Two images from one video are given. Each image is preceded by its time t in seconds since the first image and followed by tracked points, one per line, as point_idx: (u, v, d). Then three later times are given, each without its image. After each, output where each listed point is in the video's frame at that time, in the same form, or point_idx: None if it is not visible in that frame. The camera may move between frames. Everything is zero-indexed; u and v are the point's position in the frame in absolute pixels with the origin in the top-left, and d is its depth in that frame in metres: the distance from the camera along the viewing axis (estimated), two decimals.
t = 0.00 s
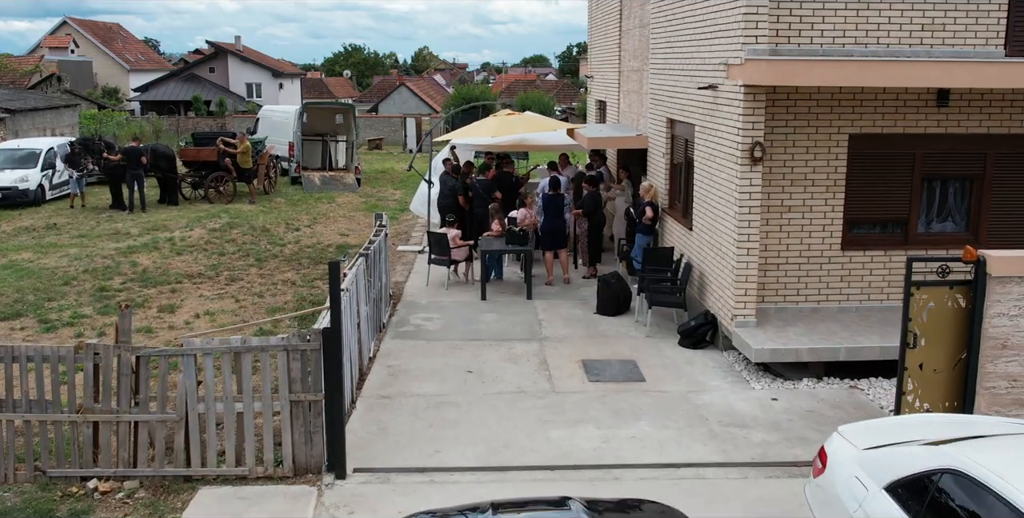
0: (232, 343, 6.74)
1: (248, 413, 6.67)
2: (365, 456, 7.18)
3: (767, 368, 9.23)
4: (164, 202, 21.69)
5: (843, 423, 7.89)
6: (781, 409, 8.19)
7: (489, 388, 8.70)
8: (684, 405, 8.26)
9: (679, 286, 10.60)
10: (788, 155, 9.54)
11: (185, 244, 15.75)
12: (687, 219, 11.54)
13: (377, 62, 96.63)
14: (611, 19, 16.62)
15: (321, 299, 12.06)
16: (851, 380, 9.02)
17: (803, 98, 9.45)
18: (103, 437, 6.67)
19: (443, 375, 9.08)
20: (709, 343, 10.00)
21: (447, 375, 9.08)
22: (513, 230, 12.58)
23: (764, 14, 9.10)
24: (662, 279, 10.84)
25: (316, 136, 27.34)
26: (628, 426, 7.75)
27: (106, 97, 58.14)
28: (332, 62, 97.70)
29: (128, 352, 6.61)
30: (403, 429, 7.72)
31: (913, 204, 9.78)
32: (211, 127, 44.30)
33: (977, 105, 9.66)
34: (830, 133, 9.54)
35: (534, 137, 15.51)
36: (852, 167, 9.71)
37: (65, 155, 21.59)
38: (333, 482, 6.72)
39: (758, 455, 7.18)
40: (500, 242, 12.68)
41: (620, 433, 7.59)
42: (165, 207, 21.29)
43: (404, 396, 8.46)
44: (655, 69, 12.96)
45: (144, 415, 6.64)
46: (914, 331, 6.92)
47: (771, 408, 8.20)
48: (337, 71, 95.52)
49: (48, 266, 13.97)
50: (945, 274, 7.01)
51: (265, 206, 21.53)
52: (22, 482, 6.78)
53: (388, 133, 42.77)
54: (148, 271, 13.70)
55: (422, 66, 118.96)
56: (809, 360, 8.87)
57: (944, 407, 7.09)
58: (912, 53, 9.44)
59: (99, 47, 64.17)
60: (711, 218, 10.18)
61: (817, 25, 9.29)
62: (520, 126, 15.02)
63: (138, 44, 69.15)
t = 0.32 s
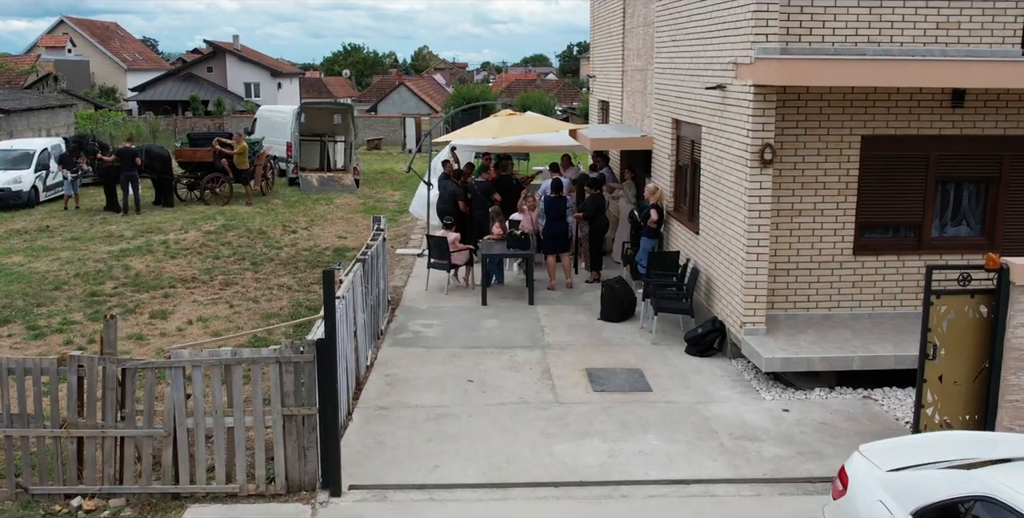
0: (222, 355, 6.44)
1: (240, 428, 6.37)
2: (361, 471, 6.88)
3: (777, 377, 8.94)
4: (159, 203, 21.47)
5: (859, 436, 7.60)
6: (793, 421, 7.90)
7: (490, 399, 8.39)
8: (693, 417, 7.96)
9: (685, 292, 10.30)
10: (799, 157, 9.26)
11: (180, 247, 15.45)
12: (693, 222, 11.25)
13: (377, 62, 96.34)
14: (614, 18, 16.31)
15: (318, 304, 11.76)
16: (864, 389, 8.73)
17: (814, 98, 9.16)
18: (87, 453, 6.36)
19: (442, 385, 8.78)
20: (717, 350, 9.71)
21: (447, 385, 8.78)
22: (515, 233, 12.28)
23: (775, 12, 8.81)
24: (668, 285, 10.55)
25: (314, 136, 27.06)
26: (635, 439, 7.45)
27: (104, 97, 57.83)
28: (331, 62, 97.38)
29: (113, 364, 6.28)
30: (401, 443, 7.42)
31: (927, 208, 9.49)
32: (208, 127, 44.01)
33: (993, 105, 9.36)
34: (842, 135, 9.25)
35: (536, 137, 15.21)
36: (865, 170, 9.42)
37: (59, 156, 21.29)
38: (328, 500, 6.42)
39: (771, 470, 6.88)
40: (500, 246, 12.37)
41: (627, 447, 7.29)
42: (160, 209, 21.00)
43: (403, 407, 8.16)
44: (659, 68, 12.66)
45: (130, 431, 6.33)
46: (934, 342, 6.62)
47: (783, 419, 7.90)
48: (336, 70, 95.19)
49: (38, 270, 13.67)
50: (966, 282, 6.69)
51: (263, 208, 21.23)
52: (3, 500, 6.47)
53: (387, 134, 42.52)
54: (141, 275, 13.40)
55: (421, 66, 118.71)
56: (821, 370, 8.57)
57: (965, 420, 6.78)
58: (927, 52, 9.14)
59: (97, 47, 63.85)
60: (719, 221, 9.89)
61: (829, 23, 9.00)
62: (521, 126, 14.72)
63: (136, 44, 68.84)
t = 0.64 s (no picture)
0: (212, 367, 6.21)
1: (231, 443, 6.14)
2: (358, 487, 6.64)
3: (786, 386, 8.71)
4: (156, 205, 21.25)
5: (871, 449, 7.36)
6: (803, 432, 7.66)
7: (491, 409, 8.15)
8: (700, 428, 7.73)
9: (690, 298, 10.06)
10: (808, 160, 9.02)
11: (176, 250, 15.23)
12: (698, 226, 11.01)
13: (377, 62, 96.20)
14: (616, 18, 16.07)
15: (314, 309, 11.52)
16: (875, 399, 8.50)
17: (823, 100, 8.92)
18: (72, 469, 6.14)
19: (442, 394, 8.54)
20: (723, 358, 9.47)
21: (447, 394, 8.54)
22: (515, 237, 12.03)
23: (784, 11, 8.56)
24: (672, 290, 10.32)
25: (314, 137, 26.84)
26: (641, 452, 7.21)
27: (103, 98, 57.65)
28: (332, 62, 97.15)
29: (99, 377, 6.07)
30: (399, 456, 7.18)
31: (939, 212, 9.25)
32: (208, 127, 43.83)
33: (1007, 107, 9.12)
34: (852, 137, 9.01)
35: (537, 139, 14.97)
36: (875, 173, 9.18)
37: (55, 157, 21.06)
38: None
39: (782, 485, 6.65)
40: (501, 250, 12.14)
41: (633, 460, 7.06)
42: (157, 211, 20.79)
43: (401, 418, 7.92)
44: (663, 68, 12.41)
45: (116, 446, 6.11)
46: (952, 354, 6.40)
47: (793, 431, 7.67)
48: (336, 71, 94.98)
49: (31, 274, 13.44)
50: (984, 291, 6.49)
51: (261, 210, 21.01)
52: None
53: (387, 135, 42.33)
54: (136, 279, 13.17)
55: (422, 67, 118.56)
56: (830, 379, 8.34)
57: (983, 434, 6.55)
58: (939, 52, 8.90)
59: (96, 47, 63.65)
60: (725, 226, 9.65)
61: (839, 22, 8.74)
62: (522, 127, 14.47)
63: (135, 44, 68.62)
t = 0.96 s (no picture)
0: (199, 381, 5.92)
1: (219, 461, 5.86)
2: (352, 505, 6.34)
3: (796, 397, 8.42)
4: (152, 207, 20.95)
5: (887, 463, 7.06)
6: (815, 446, 7.37)
7: (491, 421, 7.86)
8: (708, 442, 7.43)
9: (696, 304, 9.77)
10: (819, 162, 8.73)
11: (170, 254, 14.94)
12: (704, 230, 10.72)
13: (377, 62, 96.01)
14: (619, 17, 15.77)
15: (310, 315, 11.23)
16: (889, 410, 8.21)
17: (834, 100, 8.64)
18: (52, 488, 5.85)
19: (440, 406, 8.25)
20: (730, 367, 9.19)
21: (446, 405, 8.25)
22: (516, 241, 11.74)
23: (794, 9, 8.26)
24: (677, 296, 10.04)
25: (312, 137, 26.55)
26: (647, 467, 6.92)
27: (101, 98, 57.39)
28: (332, 62, 96.86)
29: (79, 391, 5.78)
30: (396, 471, 6.89)
31: (953, 216, 8.97)
32: (206, 127, 43.57)
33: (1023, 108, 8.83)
34: (864, 139, 8.72)
35: (538, 140, 14.69)
36: (888, 176, 8.89)
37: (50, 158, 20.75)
38: None
39: (795, 504, 6.36)
40: (501, 254, 11.86)
41: (639, 476, 6.77)
42: (153, 213, 20.49)
43: (398, 431, 7.63)
44: (667, 68, 12.13)
45: (99, 464, 5.82)
46: (973, 367, 6.11)
47: (805, 445, 7.38)
48: (336, 71, 94.69)
49: (21, 278, 13.15)
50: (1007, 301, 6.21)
51: (258, 212, 20.73)
52: None
53: (386, 135, 42.05)
54: (128, 283, 12.88)
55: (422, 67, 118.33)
56: (843, 390, 8.06)
57: (1006, 451, 6.26)
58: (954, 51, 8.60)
59: (94, 47, 63.35)
60: (732, 230, 9.37)
61: (851, 20, 8.44)
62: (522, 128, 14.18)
63: (134, 44, 68.35)
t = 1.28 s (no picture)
0: (183, 400, 5.61)
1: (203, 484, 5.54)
2: None
3: (809, 410, 8.10)
4: (147, 209, 20.62)
5: (906, 482, 6.74)
6: (831, 464, 7.05)
7: (492, 436, 7.54)
8: (719, 459, 7.11)
9: (704, 313, 9.45)
10: (832, 166, 8.41)
11: (163, 258, 14.62)
12: (711, 235, 10.40)
13: (377, 62, 95.83)
14: (622, 16, 15.45)
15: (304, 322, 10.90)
16: (905, 423, 7.89)
17: (848, 101, 8.32)
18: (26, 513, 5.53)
19: (438, 419, 7.92)
20: (739, 378, 8.86)
21: (445, 419, 7.93)
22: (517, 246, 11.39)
23: (807, 6, 7.94)
24: (684, 304, 9.72)
25: (310, 138, 26.18)
26: (656, 487, 6.60)
27: (99, 98, 57.07)
28: (332, 62, 96.54)
29: (55, 411, 5.46)
30: (392, 491, 6.57)
31: (970, 221, 8.65)
32: (205, 127, 43.27)
33: None
34: (879, 142, 8.40)
35: (540, 141, 14.36)
36: (903, 180, 8.57)
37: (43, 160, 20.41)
38: None
39: None
40: (502, 259, 11.54)
41: (648, 496, 6.45)
42: (147, 215, 20.16)
43: (394, 447, 7.31)
44: (672, 68, 11.80)
45: (76, 487, 5.51)
46: (1000, 383, 5.79)
47: (820, 463, 7.06)
48: (335, 71, 94.36)
49: (9, 284, 12.82)
50: None
51: (255, 214, 20.41)
52: None
53: (386, 135, 41.73)
54: (119, 289, 12.56)
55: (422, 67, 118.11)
56: (858, 403, 7.73)
57: None
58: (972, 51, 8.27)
59: (92, 47, 63.01)
60: (741, 236, 9.05)
61: (866, 18, 8.11)
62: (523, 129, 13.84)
63: (133, 44, 68.06)
